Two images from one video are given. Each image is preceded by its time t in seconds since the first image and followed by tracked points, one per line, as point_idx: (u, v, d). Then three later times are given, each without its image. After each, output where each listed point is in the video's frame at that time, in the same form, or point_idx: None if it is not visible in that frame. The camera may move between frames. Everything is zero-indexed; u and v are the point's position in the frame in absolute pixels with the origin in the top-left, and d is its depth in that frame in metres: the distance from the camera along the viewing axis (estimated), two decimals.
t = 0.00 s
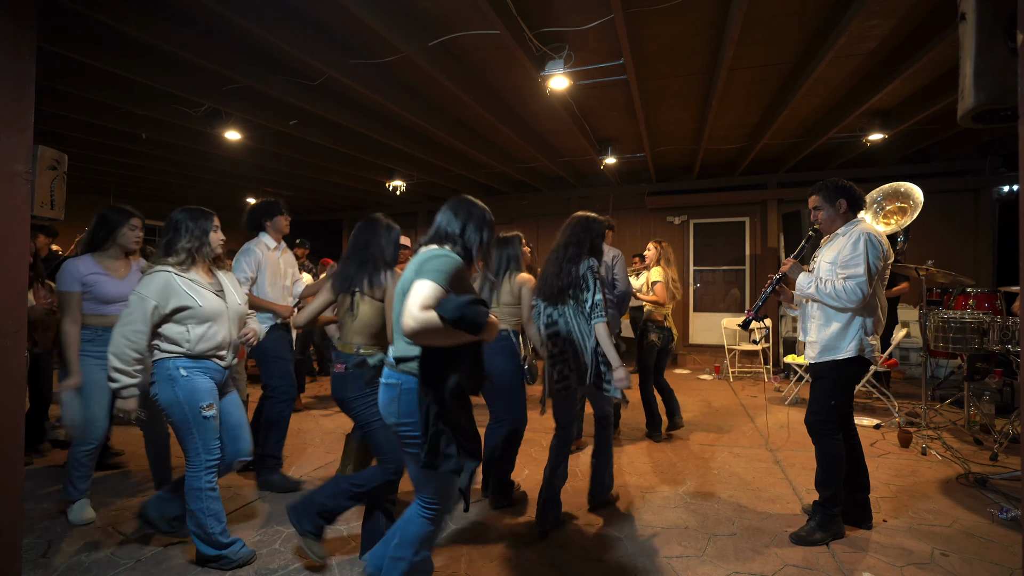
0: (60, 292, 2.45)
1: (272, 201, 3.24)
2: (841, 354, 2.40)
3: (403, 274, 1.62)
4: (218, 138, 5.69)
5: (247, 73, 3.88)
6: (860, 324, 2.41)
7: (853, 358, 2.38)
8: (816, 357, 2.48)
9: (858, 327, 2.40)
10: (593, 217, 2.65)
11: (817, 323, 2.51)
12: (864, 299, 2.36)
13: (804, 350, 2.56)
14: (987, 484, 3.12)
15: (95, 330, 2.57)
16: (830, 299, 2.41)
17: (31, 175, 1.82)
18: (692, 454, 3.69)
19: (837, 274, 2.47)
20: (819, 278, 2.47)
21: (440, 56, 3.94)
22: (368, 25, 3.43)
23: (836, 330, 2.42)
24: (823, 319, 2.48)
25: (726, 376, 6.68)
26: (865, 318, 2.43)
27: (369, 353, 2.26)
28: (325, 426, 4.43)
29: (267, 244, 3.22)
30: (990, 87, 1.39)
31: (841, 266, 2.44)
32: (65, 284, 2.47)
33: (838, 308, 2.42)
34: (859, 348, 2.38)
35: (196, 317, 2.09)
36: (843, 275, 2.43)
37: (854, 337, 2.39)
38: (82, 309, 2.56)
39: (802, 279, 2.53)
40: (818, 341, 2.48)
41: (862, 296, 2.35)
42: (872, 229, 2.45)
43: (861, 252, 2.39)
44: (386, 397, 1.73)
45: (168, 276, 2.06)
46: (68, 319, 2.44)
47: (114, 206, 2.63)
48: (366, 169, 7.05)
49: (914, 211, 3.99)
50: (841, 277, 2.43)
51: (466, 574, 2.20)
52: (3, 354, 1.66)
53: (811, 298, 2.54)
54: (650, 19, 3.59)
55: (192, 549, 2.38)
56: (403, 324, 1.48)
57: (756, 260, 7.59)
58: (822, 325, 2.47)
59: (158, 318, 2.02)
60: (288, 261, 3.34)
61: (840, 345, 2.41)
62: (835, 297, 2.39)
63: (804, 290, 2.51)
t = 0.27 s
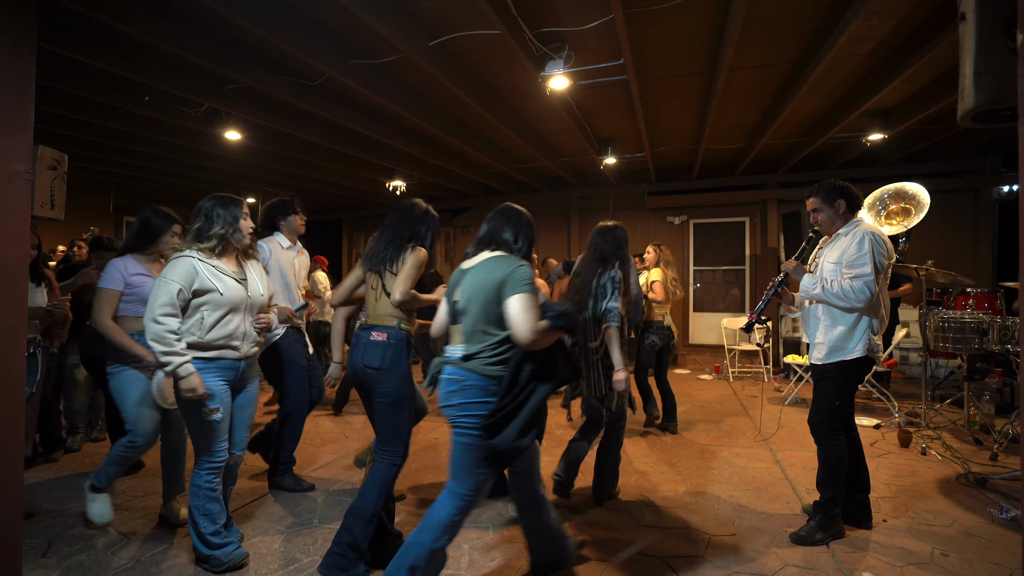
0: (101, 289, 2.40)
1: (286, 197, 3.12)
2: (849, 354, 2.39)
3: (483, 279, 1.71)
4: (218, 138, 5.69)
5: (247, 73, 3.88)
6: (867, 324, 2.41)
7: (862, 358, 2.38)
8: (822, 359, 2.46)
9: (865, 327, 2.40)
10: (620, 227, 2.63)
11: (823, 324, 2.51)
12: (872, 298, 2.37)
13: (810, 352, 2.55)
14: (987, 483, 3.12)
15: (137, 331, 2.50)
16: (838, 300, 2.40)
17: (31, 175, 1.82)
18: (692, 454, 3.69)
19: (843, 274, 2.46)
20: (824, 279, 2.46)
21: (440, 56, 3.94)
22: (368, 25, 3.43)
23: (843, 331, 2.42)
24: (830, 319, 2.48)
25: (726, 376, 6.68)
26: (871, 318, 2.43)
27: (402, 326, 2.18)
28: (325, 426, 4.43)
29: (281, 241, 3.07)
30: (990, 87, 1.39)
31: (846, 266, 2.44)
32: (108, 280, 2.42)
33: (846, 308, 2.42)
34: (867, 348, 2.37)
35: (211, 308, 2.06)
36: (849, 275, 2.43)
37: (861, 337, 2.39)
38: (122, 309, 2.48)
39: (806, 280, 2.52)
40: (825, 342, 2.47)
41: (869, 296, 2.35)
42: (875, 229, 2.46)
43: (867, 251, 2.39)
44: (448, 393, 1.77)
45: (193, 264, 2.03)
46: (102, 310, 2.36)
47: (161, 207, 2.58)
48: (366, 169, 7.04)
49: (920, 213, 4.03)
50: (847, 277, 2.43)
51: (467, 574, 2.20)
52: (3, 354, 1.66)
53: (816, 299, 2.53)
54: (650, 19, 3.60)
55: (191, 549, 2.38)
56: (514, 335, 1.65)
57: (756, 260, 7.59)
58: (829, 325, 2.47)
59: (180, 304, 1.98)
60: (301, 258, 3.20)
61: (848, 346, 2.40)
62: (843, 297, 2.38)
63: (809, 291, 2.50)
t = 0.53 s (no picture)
0: (129, 280, 2.37)
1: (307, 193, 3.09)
2: (855, 353, 2.39)
3: (562, 279, 1.85)
4: (218, 138, 5.69)
5: (247, 73, 3.88)
6: (870, 323, 2.41)
7: (866, 357, 2.38)
8: (825, 359, 2.45)
9: (868, 326, 2.40)
10: (629, 221, 2.46)
11: (826, 324, 2.50)
12: (876, 297, 2.37)
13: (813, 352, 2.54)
14: (987, 483, 3.12)
15: (157, 324, 2.48)
16: (843, 300, 2.39)
17: (31, 175, 1.82)
18: (693, 454, 3.69)
19: (846, 273, 2.46)
20: (827, 279, 2.46)
21: (440, 56, 3.94)
22: (369, 25, 3.43)
23: (848, 331, 2.41)
24: (834, 319, 2.47)
25: (726, 376, 6.68)
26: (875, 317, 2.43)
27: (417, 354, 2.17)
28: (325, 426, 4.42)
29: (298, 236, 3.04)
30: (990, 87, 1.39)
31: (849, 265, 2.44)
32: (137, 272, 2.39)
33: (850, 308, 2.42)
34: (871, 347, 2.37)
35: (255, 324, 2.01)
36: (852, 275, 2.43)
37: (866, 336, 2.39)
38: (147, 303, 2.46)
39: (809, 281, 2.51)
40: (829, 342, 2.46)
41: (873, 295, 2.36)
42: (877, 228, 2.46)
43: (870, 250, 2.39)
44: (547, 393, 1.82)
45: (242, 279, 1.98)
46: (126, 303, 2.35)
47: (198, 206, 2.56)
48: (366, 169, 7.04)
49: (926, 214, 4.05)
50: (850, 276, 2.42)
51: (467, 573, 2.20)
52: (3, 353, 1.66)
53: (819, 300, 2.52)
54: (650, 19, 3.60)
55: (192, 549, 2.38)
56: (600, 330, 1.83)
57: (756, 260, 7.59)
58: (833, 326, 2.46)
59: (230, 319, 1.93)
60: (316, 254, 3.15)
61: (851, 346, 2.40)
62: (848, 297, 2.38)
63: (812, 292, 2.49)
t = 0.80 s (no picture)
0: (149, 282, 2.33)
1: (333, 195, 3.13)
2: (856, 353, 2.39)
3: (605, 278, 2.00)
4: (218, 138, 5.70)
5: (247, 73, 3.88)
6: (873, 323, 2.41)
7: (869, 357, 2.38)
8: (828, 358, 2.45)
9: (871, 326, 2.40)
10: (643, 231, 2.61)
11: (830, 325, 2.49)
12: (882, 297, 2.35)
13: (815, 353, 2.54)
14: (987, 484, 3.12)
15: (176, 330, 2.43)
16: (848, 300, 2.38)
17: (31, 175, 1.82)
18: (693, 454, 3.69)
19: (849, 273, 2.46)
20: (831, 280, 2.45)
21: (440, 56, 3.94)
22: (369, 25, 3.43)
23: (851, 332, 2.40)
24: (837, 320, 2.46)
25: (726, 376, 6.68)
26: (878, 318, 2.43)
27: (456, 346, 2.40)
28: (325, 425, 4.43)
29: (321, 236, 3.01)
30: (990, 87, 1.39)
31: (852, 265, 2.44)
32: (157, 275, 2.37)
33: (853, 308, 2.41)
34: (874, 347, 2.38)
35: (306, 319, 1.98)
36: (856, 275, 2.42)
37: (868, 337, 2.39)
38: (169, 307, 2.43)
39: (813, 282, 2.50)
40: (832, 343, 2.45)
41: (879, 295, 2.34)
42: (879, 229, 2.45)
43: (873, 249, 2.39)
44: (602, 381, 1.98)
45: (291, 271, 1.93)
46: (137, 300, 2.25)
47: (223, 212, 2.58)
48: (366, 169, 7.05)
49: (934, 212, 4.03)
50: (854, 277, 2.42)
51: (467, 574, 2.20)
52: (3, 354, 1.66)
53: (823, 301, 2.51)
54: (650, 19, 3.60)
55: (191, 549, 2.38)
56: (636, 325, 1.98)
57: (756, 260, 7.59)
58: (836, 326, 2.45)
59: (286, 313, 1.88)
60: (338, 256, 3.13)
61: (854, 345, 2.40)
62: (853, 297, 2.36)
63: (816, 293, 2.49)
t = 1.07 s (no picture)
0: (172, 280, 2.33)
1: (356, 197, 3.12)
2: (863, 352, 2.38)
3: (627, 273, 2.14)
4: (218, 138, 5.70)
5: (246, 73, 3.88)
6: (877, 323, 2.41)
7: (874, 357, 2.38)
8: (832, 359, 2.44)
9: (875, 326, 2.40)
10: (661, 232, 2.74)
11: (834, 325, 2.48)
12: (887, 296, 2.37)
13: (819, 353, 2.53)
14: (987, 483, 3.12)
15: (209, 329, 2.40)
16: (854, 300, 2.38)
17: (31, 175, 1.82)
18: (693, 454, 3.69)
19: (853, 274, 2.45)
20: (835, 280, 2.45)
21: (440, 56, 3.94)
22: (369, 26, 3.43)
23: (857, 331, 2.40)
24: (841, 319, 2.45)
25: (726, 376, 6.68)
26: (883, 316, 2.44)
27: (485, 320, 2.53)
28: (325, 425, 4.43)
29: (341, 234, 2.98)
30: (990, 87, 1.39)
31: (856, 265, 2.44)
32: (180, 273, 2.36)
33: (858, 307, 2.40)
34: (879, 346, 2.38)
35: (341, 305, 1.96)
36: (861, 275, 2.42)
37: (874, 335, 2.39)
38: (198, 306, 2.40)
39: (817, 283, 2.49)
40: (836, 343, 2.44)
41: (884, 293, 2.36)
42: (880, 228, 2.47)
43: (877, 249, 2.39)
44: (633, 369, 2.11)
45: (337, 256, 1.92)
46: (154, 301, 2.26)
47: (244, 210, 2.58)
48: (366, 169, 7.05)
49: (937, 211, 4.02)
50: (858, 277, 2.42)
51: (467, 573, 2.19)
52: (3, 353, 1.66)
53: (827, 302, 2.51)
54: (650, 19, 3.60)
55: (191, 549, 2.38)
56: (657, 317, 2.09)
57: (756, 260, 7.59)
58: (841, 326, 2.45)
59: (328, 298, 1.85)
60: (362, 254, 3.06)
61: (859, 345, 2.39)
62: (859, 297, 2.37)
63: (821, 294, 2.48)
